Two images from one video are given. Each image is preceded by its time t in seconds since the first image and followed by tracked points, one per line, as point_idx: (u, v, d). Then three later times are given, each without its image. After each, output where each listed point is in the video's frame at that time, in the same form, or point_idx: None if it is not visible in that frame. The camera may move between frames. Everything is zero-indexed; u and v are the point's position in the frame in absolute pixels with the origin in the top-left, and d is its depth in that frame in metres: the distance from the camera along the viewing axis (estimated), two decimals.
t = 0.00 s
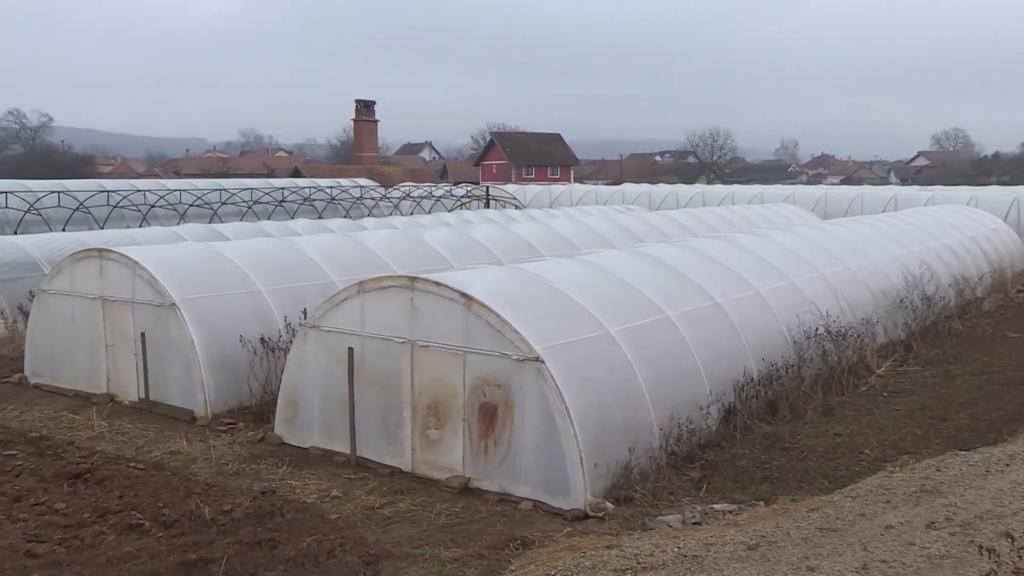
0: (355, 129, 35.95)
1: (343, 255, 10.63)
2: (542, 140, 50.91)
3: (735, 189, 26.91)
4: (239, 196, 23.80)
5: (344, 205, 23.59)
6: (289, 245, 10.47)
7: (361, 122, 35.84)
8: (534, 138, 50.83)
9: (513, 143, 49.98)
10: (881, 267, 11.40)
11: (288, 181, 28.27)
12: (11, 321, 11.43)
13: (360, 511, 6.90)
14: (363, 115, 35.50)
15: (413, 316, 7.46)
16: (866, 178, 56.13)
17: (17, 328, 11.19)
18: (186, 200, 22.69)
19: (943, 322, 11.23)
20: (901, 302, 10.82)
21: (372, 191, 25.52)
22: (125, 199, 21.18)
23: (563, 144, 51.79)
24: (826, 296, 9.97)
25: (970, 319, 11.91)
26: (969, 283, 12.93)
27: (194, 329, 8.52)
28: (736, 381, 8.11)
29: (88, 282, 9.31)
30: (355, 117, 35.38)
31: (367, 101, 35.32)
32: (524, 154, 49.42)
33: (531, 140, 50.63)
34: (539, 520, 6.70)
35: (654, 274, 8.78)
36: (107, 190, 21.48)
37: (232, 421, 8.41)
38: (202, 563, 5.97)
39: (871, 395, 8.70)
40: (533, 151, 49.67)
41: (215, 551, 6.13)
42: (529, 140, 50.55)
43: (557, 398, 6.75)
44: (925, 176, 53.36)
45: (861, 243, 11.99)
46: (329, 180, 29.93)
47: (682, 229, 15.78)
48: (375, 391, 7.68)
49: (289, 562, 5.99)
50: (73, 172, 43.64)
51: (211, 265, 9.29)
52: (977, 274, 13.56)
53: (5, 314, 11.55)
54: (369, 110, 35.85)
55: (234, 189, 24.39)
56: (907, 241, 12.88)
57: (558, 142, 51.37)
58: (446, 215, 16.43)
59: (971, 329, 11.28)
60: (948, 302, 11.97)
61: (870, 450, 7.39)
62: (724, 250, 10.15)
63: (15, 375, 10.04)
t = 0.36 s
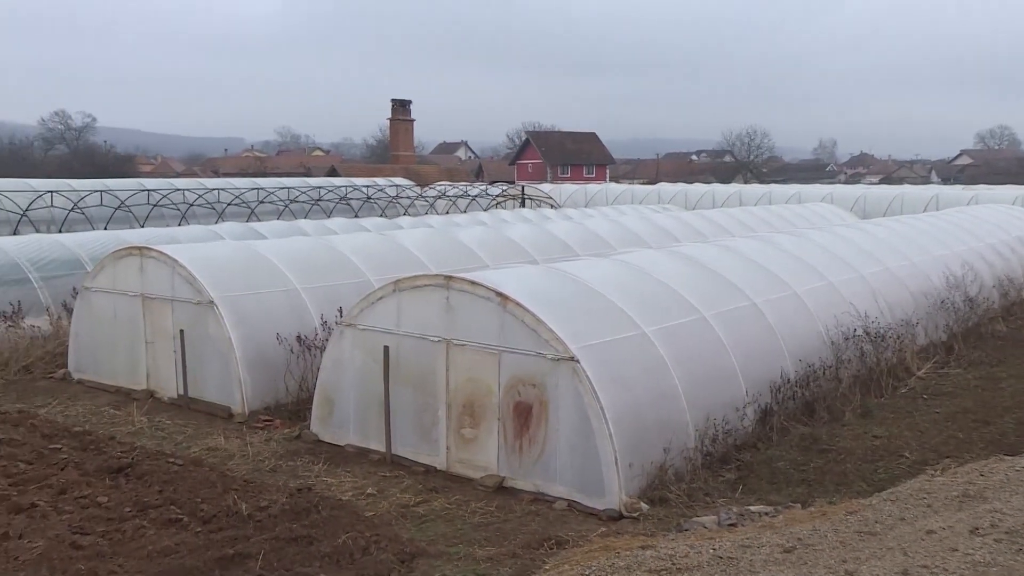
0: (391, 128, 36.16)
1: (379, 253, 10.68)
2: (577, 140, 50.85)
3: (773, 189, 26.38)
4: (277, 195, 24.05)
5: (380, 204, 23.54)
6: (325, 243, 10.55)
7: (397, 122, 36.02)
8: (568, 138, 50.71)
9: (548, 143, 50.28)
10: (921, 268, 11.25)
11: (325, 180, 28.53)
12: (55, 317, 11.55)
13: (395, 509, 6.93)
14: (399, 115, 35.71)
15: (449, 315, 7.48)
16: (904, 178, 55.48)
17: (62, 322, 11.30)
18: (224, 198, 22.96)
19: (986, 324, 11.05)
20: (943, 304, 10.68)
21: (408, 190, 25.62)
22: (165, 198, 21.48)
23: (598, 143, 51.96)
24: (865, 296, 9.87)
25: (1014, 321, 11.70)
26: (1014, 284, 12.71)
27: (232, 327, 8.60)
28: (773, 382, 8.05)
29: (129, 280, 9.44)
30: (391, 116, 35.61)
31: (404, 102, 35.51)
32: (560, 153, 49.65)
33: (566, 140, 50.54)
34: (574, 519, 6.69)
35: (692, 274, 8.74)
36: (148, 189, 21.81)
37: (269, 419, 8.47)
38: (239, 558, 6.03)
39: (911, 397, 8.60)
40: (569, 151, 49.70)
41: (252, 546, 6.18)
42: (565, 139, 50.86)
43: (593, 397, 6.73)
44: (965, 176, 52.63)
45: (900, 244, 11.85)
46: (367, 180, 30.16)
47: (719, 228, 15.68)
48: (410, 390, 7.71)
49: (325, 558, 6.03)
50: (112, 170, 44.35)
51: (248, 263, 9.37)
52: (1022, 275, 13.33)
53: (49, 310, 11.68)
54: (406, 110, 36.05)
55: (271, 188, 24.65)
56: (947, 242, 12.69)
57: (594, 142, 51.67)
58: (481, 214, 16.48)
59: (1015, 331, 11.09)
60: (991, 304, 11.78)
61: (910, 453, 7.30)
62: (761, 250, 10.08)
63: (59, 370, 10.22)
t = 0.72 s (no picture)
0: (427, 128, 36.38)
1: (413, 252, 10.70)
2: (612, 138, 51.80)
3: (809, 189, 26.10)
4: (312, 194, 24.27)
5: (415, 203, 23.73)
6: (359, 241, 10.61)
7: (433, 122, 36.24)
8: (604, 137, 51.66)
9: (583, 143, 51.16)
10: (962, 269, 11.09)
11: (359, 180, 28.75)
12: (97, 314, 11.72)
13: (429, 507, 6.95)
14: (434, 114, 35.92)
15: (484, 313, 7.50)
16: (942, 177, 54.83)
17: (103, 320, 11.46)
18: (261, 196, 23.18)
19: None
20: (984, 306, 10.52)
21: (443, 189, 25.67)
22: (203, 196, 21.75)
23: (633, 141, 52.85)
24: (903, 297, 9.78)
25: None
26: None
27: (268, 324, 8.67)
28: (810, 383, 7.99)
29: (168, 278, 9.55)
30: (426, 116, 35.83)
31: (439, 101, 35.71)
32: (595, 151, 50.35)
33: (601, 138, 51.56)
34: (608, 520, 6.68)
35: (728, 273, 8.70)
36: (186, 188, 22.10)
37: (304, 417, 8.53)
38: (275, 554, 6.07)
39: (951, 400, 8.49)
40: (605, 150, 50.42)
41: (288, 543, 6.23)
42: (600, 138, 51.60)
43: (627, 397, 6.71)
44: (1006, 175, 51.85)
45: (939, 245, 11.69)
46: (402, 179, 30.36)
47: (755, 228, 15.58)
48: (444, 388, 7.74)
49: (359, 555, 6.07)
50: (148, 168, 45.05)
51: (284, 261, 9.45)
52: None
53: (91, 307, 11.85)
54: (440, 109, 36.23)
55: (307, 186, 24.85)
56: (989, 242, 12.50)
57: (629, 142, 52.28)
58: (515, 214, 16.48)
59: None
60: None
61: (950, 457, 7.21)
62: (798, 250, 10.01)
63: (99, 367, 10.37)
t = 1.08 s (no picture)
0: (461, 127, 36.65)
1: (446, 250, 10.72)
2: (647, 137, 52.39)
3: (847, 189, 25.80)
4: (348, 193, 24.44)
5: (449, 202, 23.87)
6: (393, 240, 10.65)
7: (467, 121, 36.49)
8: (638, 134, 52.58)
9: (618, 141, 51.90)
10: (1003, 271, 10.92)
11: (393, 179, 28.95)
12: (136, 311, 11.88)
13: (462, 506, 6.97)
14: (468, 113, 36.14)
15: (518, 312, 7.50)
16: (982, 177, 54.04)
17: (142, 316, 11.59)
18: (297, 195, 23.37)
19: None
20: None
21: (477, 189, 25.78)
22: (239, 195, 22.01)
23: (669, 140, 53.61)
24: (943, 299, 9.67)
25: None
26: None
27: (303, 322, 8.73)
28: (847, 385, 7.93)
29: (205, 276, 9.64)
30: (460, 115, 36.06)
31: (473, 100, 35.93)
32: (630, 151, 51.17)
33: (636, 138, 52.25)
34: (641, 520, 6.66)
35: (764, 273, 8.64)
36: (223, 187, 22.38)
37: (339, 414, 8.58)
38: (310, 551, 6.11)
39: (992, 404, 8.37)
40: (639, 150, 51.29)
41: (322, 540, 6.26)
42: (634, 138, 52.24)
43: (662, 398, 6.68)
44: None
45: (980, 246, 11.52)
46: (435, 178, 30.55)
47: (791, 228, 15.45)
48: (478, 387, 7.76)
49: (393, 553, 6.09)
50: (185, 166, 45.65)
51: (319, 260, 9.51)
52: None
53: (130, 305, 12.00)
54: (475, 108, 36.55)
55: (342, 185, 25.02)
56: None
57: (664, 140, 52.76)
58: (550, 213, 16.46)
59: None
60: None
61: (992, 462, 7.11)
62: (836, 250, 9.93)
63: (139, 363, 10.49)
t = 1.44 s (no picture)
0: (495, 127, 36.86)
1: (480, 250, 10.74)
2: (682, 137, 52.53)
3: (883, 189, 25.48)
4: (381, 192, 24.52)
5: (483, 202, 23.95)
6: (427, 239, 10.69)
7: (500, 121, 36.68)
8: (674, 133, 52.82)
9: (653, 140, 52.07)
10: None
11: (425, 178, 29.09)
12: (173, 310, 12.01)
13: (495, 505, 6.97)
14: (502, 112, 36.36)
15: (551, 312, 7.50)
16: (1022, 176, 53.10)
17: (179, 314, 11.70)
18: (333, 194, 23.53)
19: None
20: None
21: (510, 189, 25.84)
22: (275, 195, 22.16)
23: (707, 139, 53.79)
24: (984, 301, 9.55)
25: None
26: None
27: (337, 321, 8.78)
28: (884, 387, 7.86)
29: (241, 274, 9.73)
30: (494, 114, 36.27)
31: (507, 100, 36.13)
32: (664, 150, 51.33)
33: (670, 138, 52.40)
34: (675, 521, 6.63)
35: (801, 274, 8.58)
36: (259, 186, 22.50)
37: (372, 412, 8.62)
38: (343, 549, 6.14)
39: None
40: (674, 150, 51.41)
41: (356, 537, 6.29)
42: (668, 138, 52.34)
43: (696, 398, 6.65)
44: None
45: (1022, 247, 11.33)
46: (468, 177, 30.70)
47: (828, 228, 15.31)
48: (512, 387, 7.77)
49: (426, 551, 6.11)
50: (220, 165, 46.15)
51: (353, 259, 9.56)
52: None
53: (168, 303, 12.13)
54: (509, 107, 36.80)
55: (376, 184, 25.17)
56: None
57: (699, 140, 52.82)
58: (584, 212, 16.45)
59: None
60: None
61: None
62: (873, 250, 9.83)
63: (176, 360, 10.61)
